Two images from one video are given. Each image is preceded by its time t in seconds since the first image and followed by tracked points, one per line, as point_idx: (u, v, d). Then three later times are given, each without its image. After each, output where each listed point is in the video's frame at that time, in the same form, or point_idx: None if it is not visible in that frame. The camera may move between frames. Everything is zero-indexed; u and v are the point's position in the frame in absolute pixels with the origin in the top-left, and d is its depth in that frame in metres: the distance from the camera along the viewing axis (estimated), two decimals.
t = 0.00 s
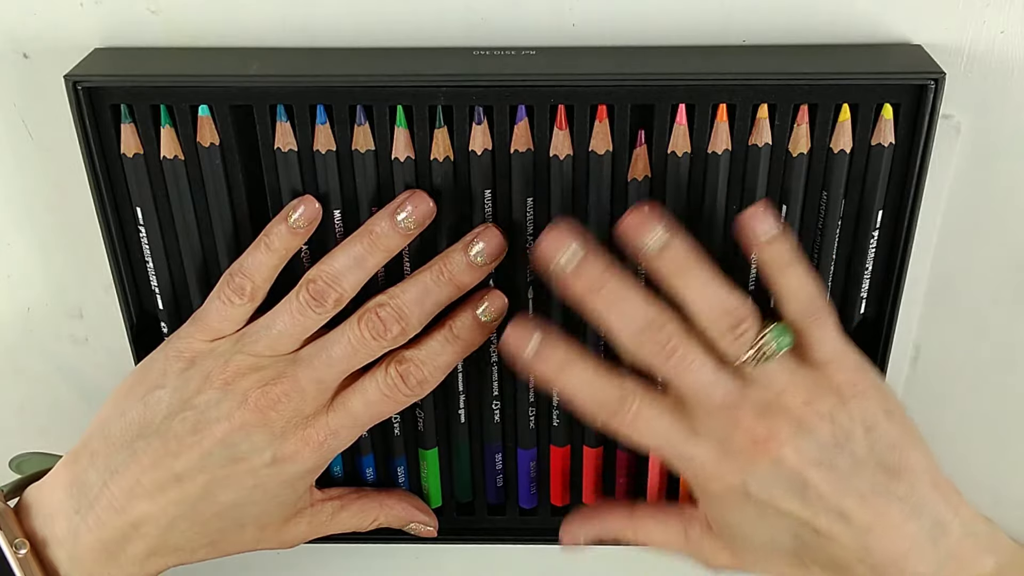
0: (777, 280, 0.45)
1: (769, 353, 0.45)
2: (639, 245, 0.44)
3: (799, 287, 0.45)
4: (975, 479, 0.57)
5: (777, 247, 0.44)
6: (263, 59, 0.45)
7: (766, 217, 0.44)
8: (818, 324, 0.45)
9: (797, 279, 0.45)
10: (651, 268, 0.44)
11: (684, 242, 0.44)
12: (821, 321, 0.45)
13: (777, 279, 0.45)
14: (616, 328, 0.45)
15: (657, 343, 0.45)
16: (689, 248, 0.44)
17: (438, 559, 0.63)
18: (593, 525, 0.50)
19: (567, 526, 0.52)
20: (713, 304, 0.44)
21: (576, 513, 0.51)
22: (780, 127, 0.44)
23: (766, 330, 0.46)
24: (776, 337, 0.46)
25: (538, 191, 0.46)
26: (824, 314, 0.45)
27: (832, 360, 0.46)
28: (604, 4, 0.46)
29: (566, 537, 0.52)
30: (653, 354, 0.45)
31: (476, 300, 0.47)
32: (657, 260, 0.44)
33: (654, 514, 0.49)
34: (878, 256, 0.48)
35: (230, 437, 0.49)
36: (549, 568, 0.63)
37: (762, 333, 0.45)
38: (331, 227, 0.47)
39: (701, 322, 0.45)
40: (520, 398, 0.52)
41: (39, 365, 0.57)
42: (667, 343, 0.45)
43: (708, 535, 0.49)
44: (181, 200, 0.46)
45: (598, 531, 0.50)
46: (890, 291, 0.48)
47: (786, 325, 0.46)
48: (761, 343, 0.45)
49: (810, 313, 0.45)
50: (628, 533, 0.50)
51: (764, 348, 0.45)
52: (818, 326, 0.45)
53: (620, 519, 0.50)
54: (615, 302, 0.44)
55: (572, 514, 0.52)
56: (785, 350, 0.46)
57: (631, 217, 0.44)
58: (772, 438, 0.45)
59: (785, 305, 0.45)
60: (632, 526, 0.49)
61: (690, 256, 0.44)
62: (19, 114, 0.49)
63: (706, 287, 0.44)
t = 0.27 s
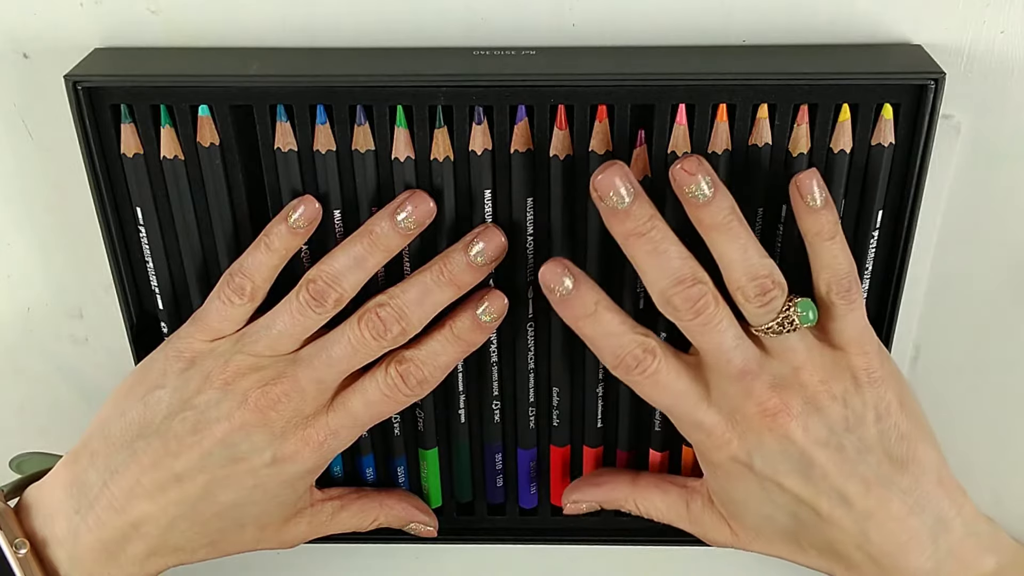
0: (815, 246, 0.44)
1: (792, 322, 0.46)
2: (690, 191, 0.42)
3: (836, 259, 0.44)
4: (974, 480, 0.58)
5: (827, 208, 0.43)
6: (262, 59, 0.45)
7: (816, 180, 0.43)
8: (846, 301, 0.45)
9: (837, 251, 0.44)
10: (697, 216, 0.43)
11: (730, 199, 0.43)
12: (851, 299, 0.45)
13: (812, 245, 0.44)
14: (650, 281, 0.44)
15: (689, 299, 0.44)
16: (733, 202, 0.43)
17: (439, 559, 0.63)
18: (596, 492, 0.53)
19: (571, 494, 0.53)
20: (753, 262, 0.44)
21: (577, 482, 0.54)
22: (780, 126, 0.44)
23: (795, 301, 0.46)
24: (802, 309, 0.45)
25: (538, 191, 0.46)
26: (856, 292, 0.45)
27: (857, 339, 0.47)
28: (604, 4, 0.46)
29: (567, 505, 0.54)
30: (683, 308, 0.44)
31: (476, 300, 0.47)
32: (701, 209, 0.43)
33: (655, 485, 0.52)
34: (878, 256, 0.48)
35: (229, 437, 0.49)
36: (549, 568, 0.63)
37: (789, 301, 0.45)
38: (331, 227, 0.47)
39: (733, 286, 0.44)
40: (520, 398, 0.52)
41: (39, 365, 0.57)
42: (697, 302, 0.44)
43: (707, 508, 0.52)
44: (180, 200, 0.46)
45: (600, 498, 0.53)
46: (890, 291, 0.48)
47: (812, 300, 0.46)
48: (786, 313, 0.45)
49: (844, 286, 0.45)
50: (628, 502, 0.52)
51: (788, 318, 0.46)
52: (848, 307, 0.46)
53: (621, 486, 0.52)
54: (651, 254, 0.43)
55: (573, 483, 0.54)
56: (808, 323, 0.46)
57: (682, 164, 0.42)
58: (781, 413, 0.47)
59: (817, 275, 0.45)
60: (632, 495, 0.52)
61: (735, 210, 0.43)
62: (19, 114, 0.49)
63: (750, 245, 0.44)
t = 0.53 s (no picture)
0: (813, 238, 0.44)
1: (791, 315, 0.45)
2: (690, 181, 0.42)
3: (834, 252, 0.44)
4: (974, 479, 0.58)
5: (824, 202, 0.43)
6: (263, 60, 0.45)
7: (814, 174, 0.43)
8: (843, 295, 0.45)
9: (835, 244, 0.44)
10: (697, 207, 0.43)
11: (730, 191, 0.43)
12: (848, 293, 0.45)
13: (811, 238, 0.44)
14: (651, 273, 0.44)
15: (689, 290, 0.44)
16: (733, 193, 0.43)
17: (439, 558, 0.63)
18: (596, 483, 0.53)
19: (571, 485, 0.53)
20: (752, 253, 0.44)
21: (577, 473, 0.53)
22: (780, 126, 0.44)
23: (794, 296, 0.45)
24: (800, 303, 0.45)
25: (538, 191, 0.46)
26: (853, 286, 0.45)
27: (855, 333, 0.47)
28: (604, 5, 0.46)
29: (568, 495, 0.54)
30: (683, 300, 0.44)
31: (476, 300, 0.47)
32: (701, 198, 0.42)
33: (655, 478, 0.52)
34: (878, 256, 0.48)
35: (229, 437, 0.49)
36: (549, 568, 0.63)
37: (787, 295, 0.45)
38: (331, 227, 0.47)
39: (732, 277, 0.44)
40: (520, 398, 0.52)
41: (39, 365, 0.57)
42: (697, 292, 0.44)
43: (705, 503, 0.52)
44: (180, 199, 0.46)
45: (600, 489, 0.53)
46: (890, 291, 0.48)
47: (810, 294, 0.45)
48: (783, 306, 0.45)
49: (842, 279, 0.45)
50: (627, 494, 0.52)
51: (786, 312, 0.45)
52: (846, 300, 0.46)
53: (620, 478, 0.52)
54: (651, 246, 0.43)
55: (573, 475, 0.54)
56: (807, 317, 0.45)
57: (682, 155, 0.42)
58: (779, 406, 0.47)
59: (816, 268, 0.45)
60: (632, 487, 0.52)
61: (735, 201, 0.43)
62: (19, 114, 0.49)
63: (750, 237, 0.44)
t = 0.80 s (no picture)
0: (813, 234, 0.44)
1: (791, 310, 0.45)
2: (690, 175, 0.42)
3: (834, 249, 0.44)
4: (974, 478, 0.58)
5: (823, 198, 0.43)
6: (263, 60, 0.45)
7: (814, 169, 0.43)
8: (843, 292, 0.45)
9: (835, 241, 0.44)
10: (697, 200, 0.43)
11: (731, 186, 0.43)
12: (848, 290, 0.45)
13: (812, 234, 0.44)
14: (650, 269, 0.44)
15: (689, 287, 0.44)
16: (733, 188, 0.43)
17: (439, 558, 0.63)
18: (595, 480, 0.52)
19: (571, 481, 0.53)
20: (752, 249, 0.44)
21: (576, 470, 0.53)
22: (780, 126, 0.44)
23: (794, 290, 0.45)
24: (800, 297, 0.45)
25: (538, 190, 0.46)
26: (853, 283, 0.45)
27: (855, 330, 0.47)
28: (604, 5, 0.46)
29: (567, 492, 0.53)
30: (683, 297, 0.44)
31: (476, 300, 0.47)
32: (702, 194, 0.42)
33: (654, 476, 0.52)
34: (878, 256, 0.48)
35: (229, 437, 0.49)
36: (550, 568, 0.63)
37: (787, 289, 0.45)
38: (332, 227, 0.47)
39: (732, 272, 0.44)
40: (520, 398, 0.52)
41: (39, 365, 0.57)
42: (697, 289, 0.44)
43: (705, 502, 0.52)
44: (181, 200, 0.46)
45: (599, 486, 0.52)
46: (890, 290, 0.48)
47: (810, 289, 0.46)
48: (783, 300, 0.45)
49: (841, 276, 0.45)
50: (628, 492, 0.52)
51: (785, 306, 0.45)
52: (846, 297, 0.46)
53: (621, 475, 0.52)
54: (651, 242, 0.43)
55: (572, 472, 0.54)
56: (805, 311, 0.46)
57: (682, 148, 0.42)
58: (778, 402, 0.47)
59: (816, 264, 0.45)
60: (632, 485, 0.52)
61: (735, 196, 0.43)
62: (19, 114, 0.49)
63: (750, 232, 0.44)
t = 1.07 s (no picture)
0: (813, 234, 0.44)
1: (790, 310, 0.45)
2: (690, 174, 0.42)
3: (834, 249, 0.44)
4: (974, 478, 0.58)
5: (823, 198, 0.43)
6: (263, 60, 0.45)
7: (813, 169, 0.43)
8: (843, 292, 0.45)
9: (835, 241, 0.44)
10: (697, 200, 0.43)
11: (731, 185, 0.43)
12: (849, 290, 0.45)
13: (812, 233, 0.44)
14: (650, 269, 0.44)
15: (689, 286, 0.44)
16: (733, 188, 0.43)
17: (439, 558, 0.63)
18: (595, 478, 0.52)
19: (571, 480, 0.53)
20: (752, 248, 0.44)
21: (576, 469, 0.53)
22: (780, 126, 0.44)
23: (794, 290, 0.45)
24: (800, 296, 0.45)
25: (538, 190, 0.46)
26: (854, 283, 0.45)
27: (855, 329, 0.47)
28: (604, 5, 0.46)
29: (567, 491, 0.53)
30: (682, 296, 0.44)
31: (476, 300, 0.47)
32: (702, 194, 0.42)
33: (655, 476, 0.52)
34: (878, 256, 0.48)
35: (229, 437, 0.49)
36: (549, 568, 0.63)
37: (787, 289, 0.45)
38: (332, 227, 0.47)
39: (732, 271, 0.44)
40: (520, 398, 0.52)
41: (39, 365, 0.57)
42: (697, 288, 0.44)
43: (705, 502, 0.52)
44: (181, 200, 0.46)
45: (599, 485, 0.52)
46: (890, 290, 0.48)
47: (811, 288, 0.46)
48: (783, 300, 0.45)
49: (842, 276, 0.45)
50: (628, 491, 0.52)
51: (786, 305, 0.45)
52: (846, 297, 0.46)
53: (621, 475, 0.52)
54: (651, 241, 0.43)
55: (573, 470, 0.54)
56: (805, 311, 0.46)
57: (682, 147, 0.42)
58: (778, 402, 0.47)
59: (816, 264, 0.45)
60: (632, 484, 0.52)
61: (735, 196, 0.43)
62: (19, 114, 0.49)
63: (750, 231, 0.43)
